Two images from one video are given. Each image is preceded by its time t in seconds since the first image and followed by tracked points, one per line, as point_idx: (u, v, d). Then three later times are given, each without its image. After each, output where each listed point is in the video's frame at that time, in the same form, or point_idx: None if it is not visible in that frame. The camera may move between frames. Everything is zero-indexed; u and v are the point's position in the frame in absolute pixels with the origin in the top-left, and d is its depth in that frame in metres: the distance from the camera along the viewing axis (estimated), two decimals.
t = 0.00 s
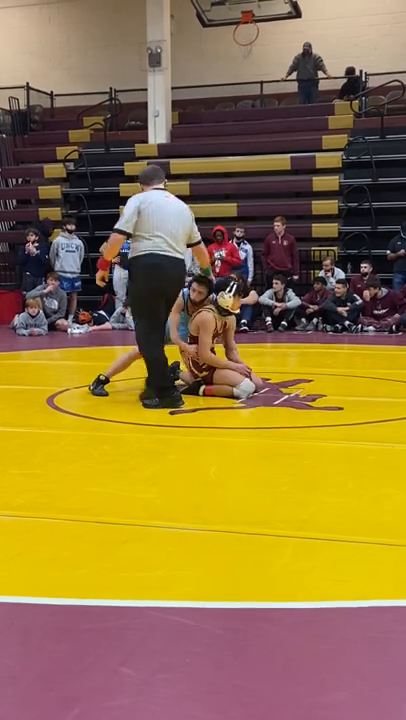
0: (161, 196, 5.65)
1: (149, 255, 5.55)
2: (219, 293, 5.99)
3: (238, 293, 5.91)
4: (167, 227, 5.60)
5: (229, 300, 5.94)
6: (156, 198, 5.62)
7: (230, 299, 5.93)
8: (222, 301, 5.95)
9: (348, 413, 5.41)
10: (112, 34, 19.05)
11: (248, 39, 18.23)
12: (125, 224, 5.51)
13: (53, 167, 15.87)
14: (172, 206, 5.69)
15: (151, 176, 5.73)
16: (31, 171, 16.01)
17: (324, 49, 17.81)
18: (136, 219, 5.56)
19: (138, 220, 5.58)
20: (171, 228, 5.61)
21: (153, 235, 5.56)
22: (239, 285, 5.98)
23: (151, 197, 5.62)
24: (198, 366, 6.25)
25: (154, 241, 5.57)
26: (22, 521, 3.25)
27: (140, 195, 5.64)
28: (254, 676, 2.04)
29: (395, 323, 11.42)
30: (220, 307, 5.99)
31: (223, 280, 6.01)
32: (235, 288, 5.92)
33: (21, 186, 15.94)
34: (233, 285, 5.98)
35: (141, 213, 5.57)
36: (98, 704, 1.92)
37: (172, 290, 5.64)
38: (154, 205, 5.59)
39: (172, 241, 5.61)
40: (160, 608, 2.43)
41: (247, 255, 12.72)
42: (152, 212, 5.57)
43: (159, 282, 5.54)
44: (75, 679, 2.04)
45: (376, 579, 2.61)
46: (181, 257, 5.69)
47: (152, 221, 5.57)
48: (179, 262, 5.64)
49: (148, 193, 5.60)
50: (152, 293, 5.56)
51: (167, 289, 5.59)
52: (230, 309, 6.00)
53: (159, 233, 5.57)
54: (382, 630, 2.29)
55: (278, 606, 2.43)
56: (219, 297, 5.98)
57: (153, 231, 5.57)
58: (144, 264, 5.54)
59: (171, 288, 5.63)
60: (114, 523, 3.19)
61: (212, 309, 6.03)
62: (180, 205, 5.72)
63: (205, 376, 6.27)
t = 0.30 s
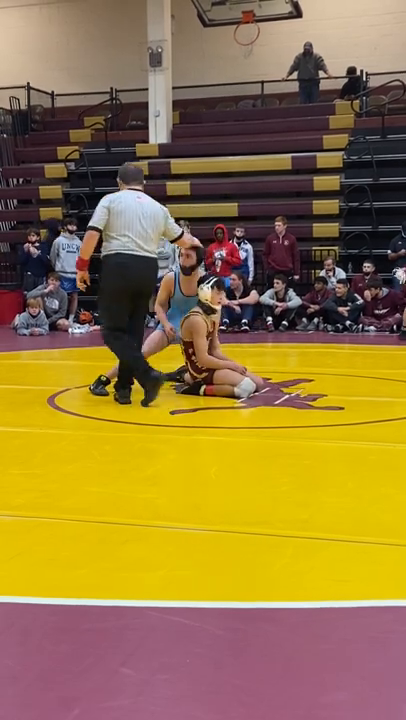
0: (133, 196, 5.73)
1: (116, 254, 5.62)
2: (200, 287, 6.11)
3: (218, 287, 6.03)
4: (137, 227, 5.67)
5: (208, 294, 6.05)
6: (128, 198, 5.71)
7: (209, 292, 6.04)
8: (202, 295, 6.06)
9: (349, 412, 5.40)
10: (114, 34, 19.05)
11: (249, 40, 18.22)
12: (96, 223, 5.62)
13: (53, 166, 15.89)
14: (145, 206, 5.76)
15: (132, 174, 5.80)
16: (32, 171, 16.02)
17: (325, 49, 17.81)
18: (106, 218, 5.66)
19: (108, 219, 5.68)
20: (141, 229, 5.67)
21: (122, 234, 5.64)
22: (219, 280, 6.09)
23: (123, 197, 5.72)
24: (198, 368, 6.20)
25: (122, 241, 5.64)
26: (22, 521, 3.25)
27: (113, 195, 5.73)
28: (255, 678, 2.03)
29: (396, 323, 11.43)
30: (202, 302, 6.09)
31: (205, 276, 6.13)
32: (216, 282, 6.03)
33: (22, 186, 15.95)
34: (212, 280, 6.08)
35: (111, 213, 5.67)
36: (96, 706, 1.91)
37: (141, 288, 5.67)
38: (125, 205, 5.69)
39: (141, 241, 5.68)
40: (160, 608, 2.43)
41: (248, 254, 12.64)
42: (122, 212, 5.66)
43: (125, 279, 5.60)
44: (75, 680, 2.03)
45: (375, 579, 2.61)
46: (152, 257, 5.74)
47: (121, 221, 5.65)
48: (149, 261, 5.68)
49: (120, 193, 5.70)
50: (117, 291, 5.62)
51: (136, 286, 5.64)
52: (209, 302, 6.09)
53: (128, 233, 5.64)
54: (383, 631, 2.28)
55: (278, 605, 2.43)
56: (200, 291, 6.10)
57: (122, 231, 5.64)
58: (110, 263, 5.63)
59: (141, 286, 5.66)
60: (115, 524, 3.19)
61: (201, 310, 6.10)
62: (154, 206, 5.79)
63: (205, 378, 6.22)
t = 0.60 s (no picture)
0: (109, 196, 5.89)
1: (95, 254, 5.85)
2: (198, 283, 6.12)
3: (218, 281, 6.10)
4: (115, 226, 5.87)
5: (209, 288, 6.08)
6: (104, 198, 5.87)
7: (210, 287, 6.08)
8: (202, 290, 6.07)
9: (350, 413, 5.36)
10: (116, 33, 19.04)
11: (250, 38, 18.21)
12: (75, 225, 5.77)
13: (54, 165, 15.89)
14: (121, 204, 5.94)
15: (106, 173, 5.96)
16: (33, 169, 16.02)
17: (327, 47, 17.79)
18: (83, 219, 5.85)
19: (86, 220, 5.83)
20: (118, 230, 5.87)
21: (100, 235, 5.85)
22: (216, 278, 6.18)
23: (99, 197, 5.87)
24: (198, 367, 6.21)
25: (101, 242, 5.87)
26: (22, 520, 3.24)
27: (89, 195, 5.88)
28: (255, 677, 2.03)
29: (397, 322, 11.44)
30: (200, 297, 6.09)
31: (201, 274, 6.19)
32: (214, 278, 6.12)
33: (23, 185, 15.94)
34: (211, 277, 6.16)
35: (90, 214, 5.83)
36: (96, 705, 1.92)
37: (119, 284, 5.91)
38: (101, 205, 5.85)
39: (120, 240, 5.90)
40: (160, 608, 2.42)
41: (249, 252, 12.55)
42: (99, 212, 5.84)
43: (101, 277, 5.85)
44: (75, 680, 2.03)
45: (375, 578, 2.60)
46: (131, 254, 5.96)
47: (99, 222, 5.84)
48: (127, 260, 5.92)
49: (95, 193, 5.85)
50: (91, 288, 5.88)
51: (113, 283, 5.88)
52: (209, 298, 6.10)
53: (105, 234, 5.85)
54: (383, 630, 2.28)
55: (278, 605, 2.43)
56: (199, 286, 6.10)
57: (100, 232, 5.85)
58: (88, 262, 5.86)
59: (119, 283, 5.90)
60: (115, 523, 3.19)
61: (197, 308, 6.12)
62: (129, 203, 5.96)
63: (207, 377, 6.23)
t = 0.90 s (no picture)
0: (79, 197, 6.06)
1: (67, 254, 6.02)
2: (195, 282, 6.09)
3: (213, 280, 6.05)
4: (86, 227, 6.05)
5: (205, 288, 6.05)
6: (74, 200, 6.04)
7: (205, 287, 6.05)
8: (198, 290, 6.06)
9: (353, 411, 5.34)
10: (118, 31, 19.01)
11: (252, 36, 18.23)
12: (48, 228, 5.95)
13: (57, 164, 15.88)
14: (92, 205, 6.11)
15: (78, 174, 6.10)
16: (35, 168, 15.99)
17: (330, 45, 17.76)
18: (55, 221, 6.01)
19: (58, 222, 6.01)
20: (89, 229, 6.05)
21: (72, 236, 6.02)
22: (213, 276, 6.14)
23: (69, 199, 6.04)
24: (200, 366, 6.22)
25: (74, 242, 6.03)
26: (24, 519, 3.24)
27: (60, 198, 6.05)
28: (259, 676, 2.03)
29: (399, 320, 11.44)
30: (197, 297, 6.09)
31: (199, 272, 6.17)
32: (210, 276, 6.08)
33: (25, 184, 15.93)
34: (208, 275, 6.11)
35: (61, 216, 6.00)
36: (100, 704, 1.92)
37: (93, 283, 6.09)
38: (72, 207, 6.01)
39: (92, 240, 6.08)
40: (164, 607, 2.42)
41: (251, 250, 12.65)
42: (70, 213, 6.00)
43: (75, 276, 6.03)
44: (78, 678, 2.04)
45: (380, 578, 2.60)
46: (103, 253, 6.14)
47: (71, 223, 6.00)
48: (100, 259, 6.10)
49: (66, 194, 6.01)
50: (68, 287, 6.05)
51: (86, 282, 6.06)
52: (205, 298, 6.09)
53: (77, 235, 6.02)
54: (387, 630, 2.28)
55: (281, 604, 2.43)
56: (195, 285, 6.08)
57: (72, 233, 6.02)
58: (62, 263, 6.03)
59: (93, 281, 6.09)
60: (117, 522, 3.18)
61: (196, 307, 6.11)
62: (99, 203, 6.13)
63: (209, 376, 6.24)
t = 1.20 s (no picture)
0: (62, 196, 6.19)
1: (52, 253, 6.16)
2: (198, 279, 6.12)
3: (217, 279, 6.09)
4: (69, 225, 6.19)
5: (209, 286, 6.08)
6: (57, 198, 6.17)
7: (210, 285, 6.08)
8: (202, 287, 6.08)
9: (356, 409, 5.35)
10: (120, 28, 19.00)
11: (255, 33, 18.20)
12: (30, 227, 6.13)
13: (59, 161, 15.88)
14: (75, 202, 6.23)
15: (62, 173, 6.22)
16: (38, 165, 15.99)
17: (332, 42, 17.73)
18: (38, 220, 6.15)
19: (40, 221, 6.17)
20: (71, 226, 6.19)
21: (56, 233, 6.17)
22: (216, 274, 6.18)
23: (52, 197, 6.17)
24: (203, 363, 6.21)
25: (57, 240, 6.18)
26: (28, 516, 3.24)
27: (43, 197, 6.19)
28: (262, 674, 2.02)
29: (402, 318, 11.43)
30: (200, 294, 6.10)
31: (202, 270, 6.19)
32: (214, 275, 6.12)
33: (27, 181, 15.94)
34: (211, 273, 6.14)
35: (43, 215, 6.15)
36: (103, 700, 1.92)
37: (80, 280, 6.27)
38: (55, 205, 6.15)
39: (76, 238, 6.23)
40: (168, 604, 2.42)
41: (253, 249, 12.59)
42: (53, 213, 6.14)
43: (60, 273, 6.16)
44: (82, 675, 2.03)
45: (382, 575, 2.59)
46: (88, 250, 6.30)
47: (53, 222, 6.15)
48: (84, 257, 6.25)
49: (48, 194, 6.13)
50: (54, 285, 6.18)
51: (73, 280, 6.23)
52: (209, 296, 6.11)
53: (60, 232, 6.17)
54: (390, 627, 2.28)
55: (284, 600, 2.43)
56: (199, 282, 6.10)
57: (55, 231, 6.16)
58: (47, 261, 6.17)
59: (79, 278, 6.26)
60: (119, 518, 3.19)
61: (199, 304, 6.12)
62: (83, 201, 6.24)
63: (211, 373, 6.23)
